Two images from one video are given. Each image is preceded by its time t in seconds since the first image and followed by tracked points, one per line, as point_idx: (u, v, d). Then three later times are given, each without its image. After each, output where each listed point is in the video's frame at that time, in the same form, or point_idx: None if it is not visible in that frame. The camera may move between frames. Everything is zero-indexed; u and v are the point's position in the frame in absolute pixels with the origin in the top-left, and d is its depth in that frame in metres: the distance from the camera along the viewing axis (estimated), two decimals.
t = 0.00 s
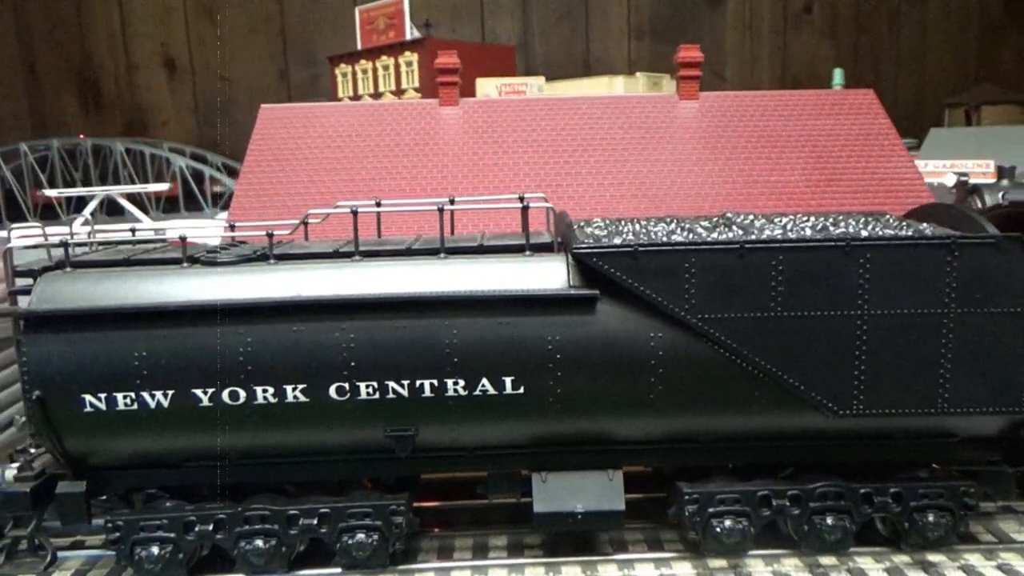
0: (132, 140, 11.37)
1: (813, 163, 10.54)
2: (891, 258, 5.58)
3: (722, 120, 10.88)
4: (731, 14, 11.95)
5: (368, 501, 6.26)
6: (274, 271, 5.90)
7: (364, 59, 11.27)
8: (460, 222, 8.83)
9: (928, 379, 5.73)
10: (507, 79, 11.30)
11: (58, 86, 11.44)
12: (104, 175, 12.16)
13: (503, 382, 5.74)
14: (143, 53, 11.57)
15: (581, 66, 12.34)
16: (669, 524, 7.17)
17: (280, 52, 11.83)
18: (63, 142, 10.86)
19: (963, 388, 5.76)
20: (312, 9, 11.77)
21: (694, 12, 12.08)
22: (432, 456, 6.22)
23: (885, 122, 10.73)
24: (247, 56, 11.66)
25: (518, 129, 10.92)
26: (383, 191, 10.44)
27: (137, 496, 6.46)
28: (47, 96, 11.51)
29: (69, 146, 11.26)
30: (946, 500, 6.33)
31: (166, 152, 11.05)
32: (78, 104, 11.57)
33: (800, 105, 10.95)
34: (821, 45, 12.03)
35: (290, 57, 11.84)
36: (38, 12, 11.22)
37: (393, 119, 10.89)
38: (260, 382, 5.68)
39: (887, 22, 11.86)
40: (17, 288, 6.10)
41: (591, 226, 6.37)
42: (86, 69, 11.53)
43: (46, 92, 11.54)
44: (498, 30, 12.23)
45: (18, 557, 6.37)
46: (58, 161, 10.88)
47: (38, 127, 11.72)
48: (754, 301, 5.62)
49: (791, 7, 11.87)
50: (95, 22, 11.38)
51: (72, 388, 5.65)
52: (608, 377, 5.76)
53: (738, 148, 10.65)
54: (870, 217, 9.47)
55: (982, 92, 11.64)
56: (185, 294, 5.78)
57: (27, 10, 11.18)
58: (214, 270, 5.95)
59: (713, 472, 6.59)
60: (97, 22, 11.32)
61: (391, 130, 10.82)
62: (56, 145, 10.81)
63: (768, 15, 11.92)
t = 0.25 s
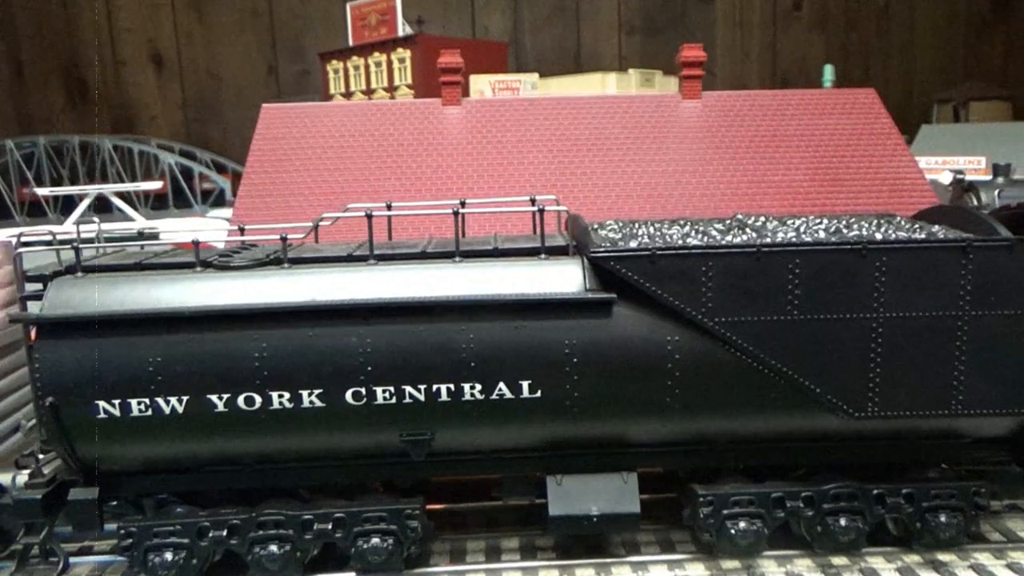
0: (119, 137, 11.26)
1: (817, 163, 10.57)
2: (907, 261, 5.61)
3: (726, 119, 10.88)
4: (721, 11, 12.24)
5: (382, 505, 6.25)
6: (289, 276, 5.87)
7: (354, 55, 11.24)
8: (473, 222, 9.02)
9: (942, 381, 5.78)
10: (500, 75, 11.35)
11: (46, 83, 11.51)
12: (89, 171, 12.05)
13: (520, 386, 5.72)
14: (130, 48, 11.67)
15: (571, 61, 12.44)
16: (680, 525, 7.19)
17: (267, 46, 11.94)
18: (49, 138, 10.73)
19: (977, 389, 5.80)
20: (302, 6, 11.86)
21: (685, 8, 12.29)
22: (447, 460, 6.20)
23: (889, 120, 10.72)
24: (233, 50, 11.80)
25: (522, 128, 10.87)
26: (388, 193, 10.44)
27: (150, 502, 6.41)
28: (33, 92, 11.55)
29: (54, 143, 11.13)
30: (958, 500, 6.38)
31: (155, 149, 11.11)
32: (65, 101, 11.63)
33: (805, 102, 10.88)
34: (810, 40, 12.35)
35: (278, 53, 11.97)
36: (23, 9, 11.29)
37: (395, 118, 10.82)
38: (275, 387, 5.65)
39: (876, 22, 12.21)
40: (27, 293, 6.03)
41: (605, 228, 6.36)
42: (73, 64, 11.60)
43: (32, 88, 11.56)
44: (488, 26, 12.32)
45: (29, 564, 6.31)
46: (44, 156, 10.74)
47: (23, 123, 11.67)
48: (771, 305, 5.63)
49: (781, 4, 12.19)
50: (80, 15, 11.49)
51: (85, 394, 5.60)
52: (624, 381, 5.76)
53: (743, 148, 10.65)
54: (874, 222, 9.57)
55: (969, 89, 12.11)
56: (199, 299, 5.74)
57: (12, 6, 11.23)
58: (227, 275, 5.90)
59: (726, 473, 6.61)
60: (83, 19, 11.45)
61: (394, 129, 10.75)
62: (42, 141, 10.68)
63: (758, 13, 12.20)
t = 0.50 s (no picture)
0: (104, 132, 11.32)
1: (818, 166, 10.65)
2: (922, 267, 5.66)
3: (728, 120, 10.99)
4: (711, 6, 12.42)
5: (398, 511, 6.24)
6: (306, 283, 5.83)
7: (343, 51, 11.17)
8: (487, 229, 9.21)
9: (956, 385, 5.83)
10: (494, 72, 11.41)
11: (31, 78, 11.45)
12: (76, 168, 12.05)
13: (539, 393, 5.73)
14: (116, 42, 11.59)
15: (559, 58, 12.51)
16: (692, 527, 7.23)
17: (255, 40, 11.86)
18: (34, 134, 10.80)
19: (990, 393, 5.86)
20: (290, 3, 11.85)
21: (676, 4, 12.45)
22: (464, 466, 6.20)
23: (887, 124, 10.92)
24: (221, 45, 11.73)
25: (527, 130, 10.88)
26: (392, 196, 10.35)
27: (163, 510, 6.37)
28: (18, 88, 11.51)
29: (40, 139, 11.16)
30: (969, 502, 6.45)
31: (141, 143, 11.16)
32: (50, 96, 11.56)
33: (806, 106, 11.08)
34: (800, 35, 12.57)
35: (267, 47, 11.90)
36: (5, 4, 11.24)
37: (400, 120, 10.81)
38: (293, 395, 5.62)
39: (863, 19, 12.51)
40: (39, 300, 5.97)
41: (620, 233, 6.37)
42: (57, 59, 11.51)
43: (17, 84, 11.52)
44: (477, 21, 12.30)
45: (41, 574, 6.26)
46: (29, 153, 10.81)
47: (8, 119, 11.69)
48: (788, 311, 5.66)
49: None
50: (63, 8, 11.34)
51: (101, 403, 5.56)
52: (642, 387, 5.77)
53: (746, 148, 10.75)
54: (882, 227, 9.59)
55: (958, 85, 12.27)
56: (216, 307, 5.70)
57: None
58: (243, 282, 5.86)
59: (740, 477, 6.65)
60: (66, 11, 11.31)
61: (399, 132, 10.75)
62: (26, 138, 10.76)
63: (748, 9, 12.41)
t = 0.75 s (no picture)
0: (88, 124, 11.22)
1: (820, 161, 10.68)
2: (930, 266, 5.74)
3: (727, 116, 11.06)
4: None
5: (410, 510, 6.26)
6: (319, 283, 5.83)
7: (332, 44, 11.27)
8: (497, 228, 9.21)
9: (962, 382, 5.92)
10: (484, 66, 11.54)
11: (14, 71, 11.56)
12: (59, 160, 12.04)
13: (552, 391, 5.76)
14: (99, 34, 11.65)
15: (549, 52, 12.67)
16: (698, 522, 7.31)
17: (240, 35, 12.06)
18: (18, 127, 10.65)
19: (995, 390, 5.95)
20: None
21: None
22: (475, 465, 6.22)
23: (884, 120, 11.05)
24: (205, 39, 11.90)
25: (528, 127, 10.87)
26: (394, 194, 10.24)
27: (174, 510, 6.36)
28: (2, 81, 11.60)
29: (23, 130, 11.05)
30: (973, 496, 6.55)
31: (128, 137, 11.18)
32: (32, 89, 11.66)
33: (803, 104, 11.19)
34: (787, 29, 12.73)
35: (254, 40, 12.12)
36: None
37: (401, 117, 10.80)
38: (307, 396, 5.62)
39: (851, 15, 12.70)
40: (48, 301, 5.92)
41: (629, 232, 6.40)
42: (39, 49, 11.53)
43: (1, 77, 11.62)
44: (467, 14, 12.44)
45: None
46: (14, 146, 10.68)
47: None
48: (798, 310, 5.72)
49: None
50: None
51: (113, 404, 5.53)
52: (655, 385, 5.81)
53: (747, 144, 10.79)
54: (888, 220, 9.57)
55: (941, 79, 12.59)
56: (228, 308, 5.69)
57: None
58: (255, 282, 5.84)
59: (748, 473, 6.72)
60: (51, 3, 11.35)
61: (400, 129, 10.74)
62: (10, 130, 10.59)
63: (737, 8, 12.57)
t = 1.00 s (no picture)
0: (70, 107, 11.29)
1: (823, 147, 10.76)
2: (942, 254, 5.83)
3: (729, 102, 11.09)
4: None
5: (428, 498, 6.31)
6: (337, 273, 5.82)
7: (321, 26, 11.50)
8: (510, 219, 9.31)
9: (971, 368, 6.04)
10: (473, 50, 11.79)
11: None
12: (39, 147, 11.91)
13: (570, 380, 5.81)
14: (75, 14, 11.30)
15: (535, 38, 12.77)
16: (707, 506, 7.42)
17: (225, 18, 11.97)
18: None
19: (1003, 375, 6.08)
20: None
21: None
22: (493, 452, 6.28)
23: (883, 106, 11.16)
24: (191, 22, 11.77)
25: (532, 113, 10.85)
26: (399, 182, 10.21)
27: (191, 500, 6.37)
28: None
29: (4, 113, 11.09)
30: (978, 478, 6.71)
31: (107, 121, 11.23)
32: (8, 70, 11.29)
33: (803, 89, 11.26)
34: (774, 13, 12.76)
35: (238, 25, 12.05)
36: None
37: (404, 103, 10.76)
38: (327, 386, 5.64)
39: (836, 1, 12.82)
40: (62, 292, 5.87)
41: (643, 221, 6.44)
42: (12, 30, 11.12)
43: None
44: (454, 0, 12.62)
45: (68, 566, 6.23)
46: None
47: None
48: (813, 298, 5.80)
49: None
50: None
51: (133, 395, 5.53)
52: (672, 373, 5.89)
53: (750, 130, 10.82)
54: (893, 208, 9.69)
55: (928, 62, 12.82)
56: (247, 298, 5.68)
57: None
58: (272, 273, 5.83)
59: (759, 458, 6.82)
60: None
61: (403, 115, 10.70)
62: None
63: None
